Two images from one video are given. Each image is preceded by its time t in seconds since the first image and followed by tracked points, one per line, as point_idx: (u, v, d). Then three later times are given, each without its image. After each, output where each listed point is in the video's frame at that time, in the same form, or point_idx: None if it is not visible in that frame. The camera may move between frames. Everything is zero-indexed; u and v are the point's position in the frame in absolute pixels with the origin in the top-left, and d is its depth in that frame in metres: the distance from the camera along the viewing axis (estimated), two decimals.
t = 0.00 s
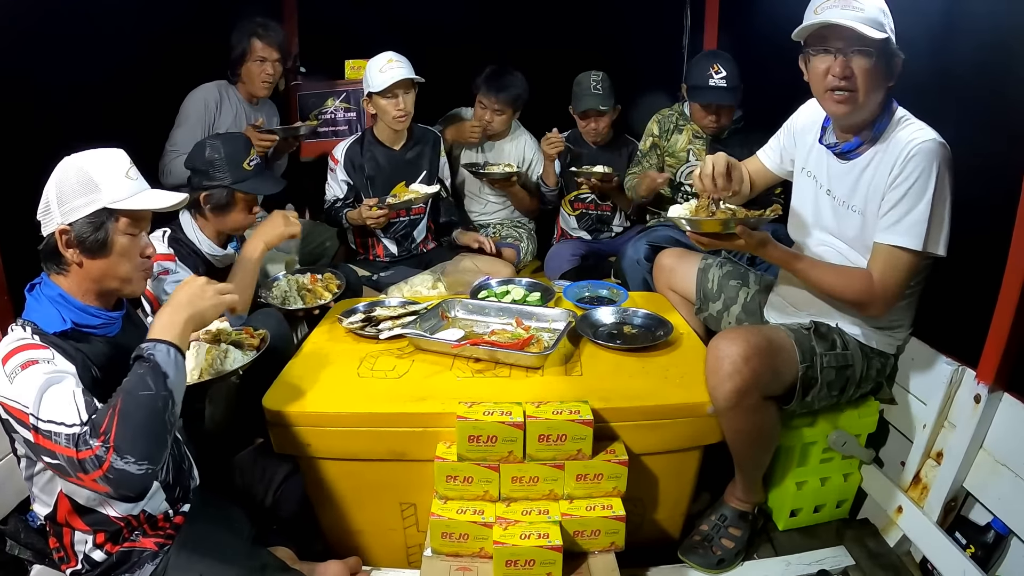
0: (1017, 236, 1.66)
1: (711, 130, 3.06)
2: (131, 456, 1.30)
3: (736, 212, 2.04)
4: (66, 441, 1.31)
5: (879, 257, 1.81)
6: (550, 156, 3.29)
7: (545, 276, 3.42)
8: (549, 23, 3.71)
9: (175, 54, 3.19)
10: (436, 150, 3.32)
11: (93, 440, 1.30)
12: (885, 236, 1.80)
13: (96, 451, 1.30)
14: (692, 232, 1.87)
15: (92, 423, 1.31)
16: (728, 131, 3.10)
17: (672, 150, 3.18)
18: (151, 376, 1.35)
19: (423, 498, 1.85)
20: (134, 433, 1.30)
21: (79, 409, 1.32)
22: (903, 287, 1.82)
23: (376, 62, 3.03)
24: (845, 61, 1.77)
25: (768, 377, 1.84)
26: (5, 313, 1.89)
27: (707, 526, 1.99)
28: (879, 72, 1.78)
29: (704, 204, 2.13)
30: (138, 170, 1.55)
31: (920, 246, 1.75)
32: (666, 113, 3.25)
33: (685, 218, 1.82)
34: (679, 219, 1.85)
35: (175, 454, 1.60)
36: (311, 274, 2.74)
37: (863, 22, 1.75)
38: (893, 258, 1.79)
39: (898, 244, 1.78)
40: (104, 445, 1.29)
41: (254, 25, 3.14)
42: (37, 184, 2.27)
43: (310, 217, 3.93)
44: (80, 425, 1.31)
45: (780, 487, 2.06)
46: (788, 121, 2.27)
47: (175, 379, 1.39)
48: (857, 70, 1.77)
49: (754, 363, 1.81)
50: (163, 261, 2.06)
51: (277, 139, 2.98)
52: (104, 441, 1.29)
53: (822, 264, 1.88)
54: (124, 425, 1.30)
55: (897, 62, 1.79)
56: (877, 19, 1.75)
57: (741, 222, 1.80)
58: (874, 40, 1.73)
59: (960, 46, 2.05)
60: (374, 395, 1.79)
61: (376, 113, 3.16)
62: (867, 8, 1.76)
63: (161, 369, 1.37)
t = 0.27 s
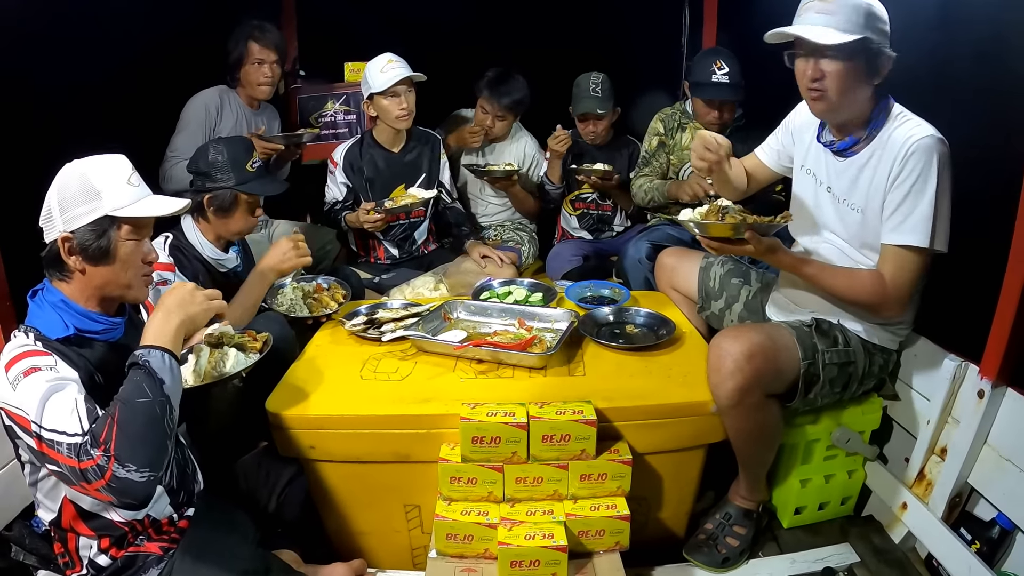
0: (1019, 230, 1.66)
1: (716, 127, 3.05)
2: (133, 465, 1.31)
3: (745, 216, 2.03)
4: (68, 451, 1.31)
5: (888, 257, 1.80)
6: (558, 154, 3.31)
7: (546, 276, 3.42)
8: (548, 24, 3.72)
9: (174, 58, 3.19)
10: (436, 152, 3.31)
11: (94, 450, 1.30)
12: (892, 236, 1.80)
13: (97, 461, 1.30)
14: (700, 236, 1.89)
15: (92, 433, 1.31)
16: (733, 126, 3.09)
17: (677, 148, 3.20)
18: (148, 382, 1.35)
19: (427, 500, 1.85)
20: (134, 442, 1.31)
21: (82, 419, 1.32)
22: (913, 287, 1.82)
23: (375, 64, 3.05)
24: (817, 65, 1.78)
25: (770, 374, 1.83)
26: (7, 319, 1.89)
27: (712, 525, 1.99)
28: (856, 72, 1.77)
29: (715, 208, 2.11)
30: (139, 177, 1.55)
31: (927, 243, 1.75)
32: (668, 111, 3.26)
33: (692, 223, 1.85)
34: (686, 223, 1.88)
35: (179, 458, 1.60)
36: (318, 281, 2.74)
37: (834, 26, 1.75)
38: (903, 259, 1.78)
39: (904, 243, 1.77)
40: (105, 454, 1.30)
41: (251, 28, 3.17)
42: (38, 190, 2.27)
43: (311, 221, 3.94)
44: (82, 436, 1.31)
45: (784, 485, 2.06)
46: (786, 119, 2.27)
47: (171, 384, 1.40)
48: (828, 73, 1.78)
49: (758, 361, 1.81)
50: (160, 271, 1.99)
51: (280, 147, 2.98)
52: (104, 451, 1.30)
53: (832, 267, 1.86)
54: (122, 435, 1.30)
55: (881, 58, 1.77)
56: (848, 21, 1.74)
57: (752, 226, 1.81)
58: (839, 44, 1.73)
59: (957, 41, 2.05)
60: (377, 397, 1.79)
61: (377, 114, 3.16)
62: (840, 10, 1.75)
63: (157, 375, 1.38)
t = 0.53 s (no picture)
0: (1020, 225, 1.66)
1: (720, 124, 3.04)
2: (143, 464, 1.31)
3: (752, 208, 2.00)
4: (78, 452, 1.31)
5: (891, 254, 1.80)
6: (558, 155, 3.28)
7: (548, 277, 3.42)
8: (547, 24, 3.72)
9: (175, 61, 3.20)
10: (437, 152, 3.31)
11: (104, 451, 1.30)
12: (893, 234, 1.80)
13: (108, 462, 1.31)
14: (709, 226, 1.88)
15: (101, 435, 1.31)
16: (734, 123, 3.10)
17: (678, 146, 3.21)
18: (155, 382, 1.36)
19: (431, 500, 1.85)
20: (144, 441, 1.31)
21: (90, 420, 1.33)
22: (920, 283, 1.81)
23: (377, 65, 3.08)
24: (790, 69, 1.86)
25: (772, 371, 1.83)
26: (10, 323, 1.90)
27: (715, 523, 1.99)
28: (831, 73, 1.81)
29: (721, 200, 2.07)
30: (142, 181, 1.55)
31: (928, 240, 1.75)
32: (669, 109, 3.26)
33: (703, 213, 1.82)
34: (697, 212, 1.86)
35: (183, 461, 1.60)
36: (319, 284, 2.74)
37: (804, 29, 1.81)
38: (905, 256, 1.78)
39: (904, 241, 1.77)
40: (115, 455, 1.30)
41: (249, 32, 3.19)
42: (40, 193, 2.28)
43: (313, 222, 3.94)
44: (90, 436, 1.32)
45: (788, 482, 2.06)
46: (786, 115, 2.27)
47: (178, 382, 1.41)
48: (801, 76, 1.84)
49: (759, 359, 1.81)
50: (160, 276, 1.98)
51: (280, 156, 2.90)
52: (114, 451, 1.30)
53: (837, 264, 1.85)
54: (132, 436, 1.30)
55: (858, 57, 1.80)
56: (816, 24, 1.79)
57: (757, 218, 1.79)
58: (803, 48, 1.80)
59: (957, 36, 2.05)
60: (379, 398, 1.79)
61: (377, 116, 3.17)
62: (811, 12, 1.80)
63: (164, 373, 1.39)
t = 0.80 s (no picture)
0: (1021, 223, 1.65)
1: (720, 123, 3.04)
2: (150, 459, 1.32)
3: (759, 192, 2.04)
4: (83, 449, 1.32)
5: (891, 251, 1.80)
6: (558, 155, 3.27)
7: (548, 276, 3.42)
8: (547, 24, 3.72)
9: (175, 61, 3.20)
10: (438, 152, 3.30)
11: (111, 446, 1.31)
12: (893, 231, 1.80)
13: (114, 457, 1.31)
14: (721, 207, 1.91)
15: (109, 430, 1.33)
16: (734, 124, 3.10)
17: (677, 145, 3.20)
18: (162, 378, 1.37)
19: (432, 500, 1.85)
20: (151, 436, 1.32)
21: (94, 416, 1.33)
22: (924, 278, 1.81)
23: (381, 65, 3.08)
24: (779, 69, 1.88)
25: (773, 370, 1.83)
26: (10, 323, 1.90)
27: (716, 522, 1.99)
28: (817, 78, 1.82)
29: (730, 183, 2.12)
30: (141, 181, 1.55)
31: (929, 236, 1.75)
32: (670, 108, 3.27)
33: (716, 193, 1.86)
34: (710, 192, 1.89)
35: (185, 461, 1.60)
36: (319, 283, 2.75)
37: (792, 32, 1.82)
38: (906, 252, 1.78)
39: (904, 238, 1.77)
40: (122, 450, 1.31)
41: (253, 34, 3.18)
42: (40, 193, 2.28)
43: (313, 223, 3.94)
44: (95, 433, 1.32)
45: (789, 481, 2.06)
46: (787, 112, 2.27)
47: (184, 380, 1.42)
48: (789, 78, 1.86)
49: (760, 357, 1.81)
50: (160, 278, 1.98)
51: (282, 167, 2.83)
52: (122, 447, 1.31)
53: (839, 260, 1.85)
54: (139, 428, 1.32)
55: (844, 62, 1.80)
56: (802, 28, 1.80)
57: (767, 202, 1.83)
58: (787, 51, 1.81)
59: (958, 34, 2.05)
60: (380, 398, 1.79)
61: (378, 115, 3.17)
62: (799, 16, 1.81)
63: (172, 370, 1.39)
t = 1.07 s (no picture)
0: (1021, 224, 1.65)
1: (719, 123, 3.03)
2: (150, 453, 1.32)
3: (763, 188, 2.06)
4: (83, 442, 1.31)
5: (891, 253, 1.80)
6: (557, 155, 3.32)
7: (548, 276, 3.42)
8: (548, 24, 3.72)
9: (175, 59, 3.19)
10: (438, 152, 3.31)
11: (111, 439, 1.31)
12: (893, 233, 1.80)
13: (115, 450, 1.31)
14: (725, 201, 1.95)
15: (109, 423, 1.33)
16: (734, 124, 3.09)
17: (677, 146, 3.19)
18: (164, 374, 1.37)
19: (430, 499, 1.85)
20: (152, 429, 1.33)
21: (95, 410, 1.33)
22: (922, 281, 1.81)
23: (381, 63, 3.05)
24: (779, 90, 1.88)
25: (773, 370, 1.83)
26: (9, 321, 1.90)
27: (715, 523, 1.99)
28: (817, 90, 1.83)
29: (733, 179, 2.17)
30: (139, 179, 1.54)
31: (929, 239, 1.75)
32: (669, 109, 3.27)
33: (722, 187, 1.90)
34: (716, 186, 1.94)
35: (185, 460, 1.60)
36: (318, 280, 2.76)
37: (786, 54, 1.83)
38: (905, 254, 1.78)
39: (904, 240, 1.77)
40: (123, 443, 1.31)
41: (259, 34, 3.18)
42: (40, 191, 2.28)
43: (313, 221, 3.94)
44: (95, 427, 1.32)
45: (788, 481, 2.06)
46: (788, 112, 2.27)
47: (185, 377, 1.43)
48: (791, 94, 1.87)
49: (759, 358, 1.81)
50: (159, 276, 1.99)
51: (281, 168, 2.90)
52: (122, 440, 1.31)
53: (838, 259, 1.85)
54: (140, 422, 1.32)
55: (844, 71, 1.80)
56: (795, 49, 1.81)
57: (769, 196, 1.85)
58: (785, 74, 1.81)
59: (959, 34, 2.05)
60: (379, 397, 1.79)
61: (378, 114, 3.16)
62: (790, 37, 1.82)
63: (173, 365, 1.40)
